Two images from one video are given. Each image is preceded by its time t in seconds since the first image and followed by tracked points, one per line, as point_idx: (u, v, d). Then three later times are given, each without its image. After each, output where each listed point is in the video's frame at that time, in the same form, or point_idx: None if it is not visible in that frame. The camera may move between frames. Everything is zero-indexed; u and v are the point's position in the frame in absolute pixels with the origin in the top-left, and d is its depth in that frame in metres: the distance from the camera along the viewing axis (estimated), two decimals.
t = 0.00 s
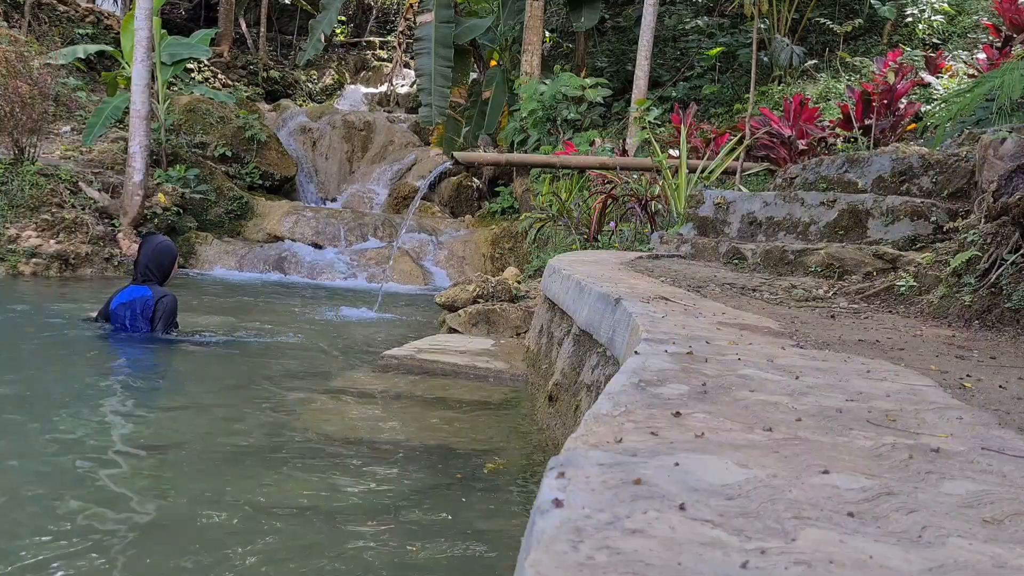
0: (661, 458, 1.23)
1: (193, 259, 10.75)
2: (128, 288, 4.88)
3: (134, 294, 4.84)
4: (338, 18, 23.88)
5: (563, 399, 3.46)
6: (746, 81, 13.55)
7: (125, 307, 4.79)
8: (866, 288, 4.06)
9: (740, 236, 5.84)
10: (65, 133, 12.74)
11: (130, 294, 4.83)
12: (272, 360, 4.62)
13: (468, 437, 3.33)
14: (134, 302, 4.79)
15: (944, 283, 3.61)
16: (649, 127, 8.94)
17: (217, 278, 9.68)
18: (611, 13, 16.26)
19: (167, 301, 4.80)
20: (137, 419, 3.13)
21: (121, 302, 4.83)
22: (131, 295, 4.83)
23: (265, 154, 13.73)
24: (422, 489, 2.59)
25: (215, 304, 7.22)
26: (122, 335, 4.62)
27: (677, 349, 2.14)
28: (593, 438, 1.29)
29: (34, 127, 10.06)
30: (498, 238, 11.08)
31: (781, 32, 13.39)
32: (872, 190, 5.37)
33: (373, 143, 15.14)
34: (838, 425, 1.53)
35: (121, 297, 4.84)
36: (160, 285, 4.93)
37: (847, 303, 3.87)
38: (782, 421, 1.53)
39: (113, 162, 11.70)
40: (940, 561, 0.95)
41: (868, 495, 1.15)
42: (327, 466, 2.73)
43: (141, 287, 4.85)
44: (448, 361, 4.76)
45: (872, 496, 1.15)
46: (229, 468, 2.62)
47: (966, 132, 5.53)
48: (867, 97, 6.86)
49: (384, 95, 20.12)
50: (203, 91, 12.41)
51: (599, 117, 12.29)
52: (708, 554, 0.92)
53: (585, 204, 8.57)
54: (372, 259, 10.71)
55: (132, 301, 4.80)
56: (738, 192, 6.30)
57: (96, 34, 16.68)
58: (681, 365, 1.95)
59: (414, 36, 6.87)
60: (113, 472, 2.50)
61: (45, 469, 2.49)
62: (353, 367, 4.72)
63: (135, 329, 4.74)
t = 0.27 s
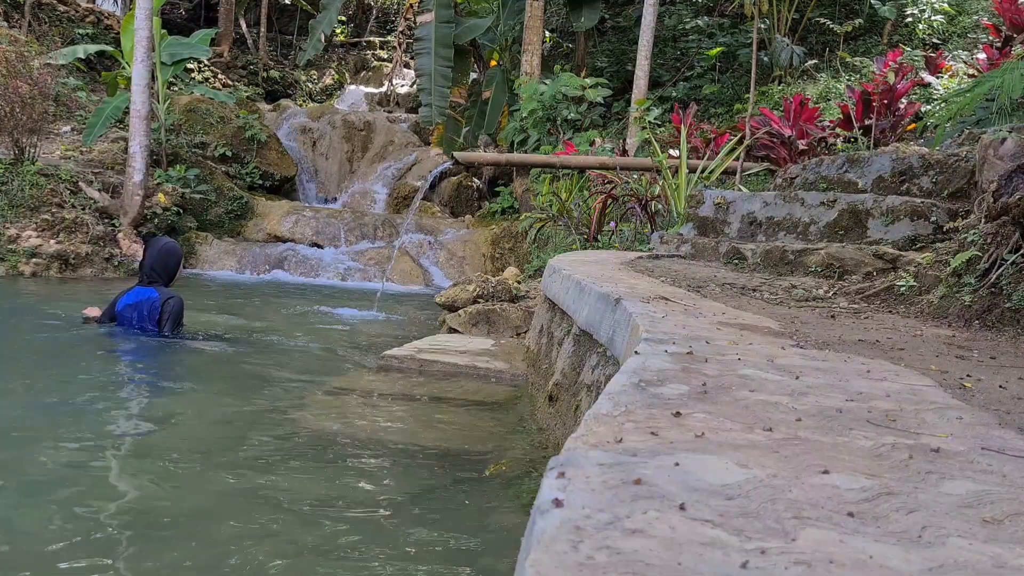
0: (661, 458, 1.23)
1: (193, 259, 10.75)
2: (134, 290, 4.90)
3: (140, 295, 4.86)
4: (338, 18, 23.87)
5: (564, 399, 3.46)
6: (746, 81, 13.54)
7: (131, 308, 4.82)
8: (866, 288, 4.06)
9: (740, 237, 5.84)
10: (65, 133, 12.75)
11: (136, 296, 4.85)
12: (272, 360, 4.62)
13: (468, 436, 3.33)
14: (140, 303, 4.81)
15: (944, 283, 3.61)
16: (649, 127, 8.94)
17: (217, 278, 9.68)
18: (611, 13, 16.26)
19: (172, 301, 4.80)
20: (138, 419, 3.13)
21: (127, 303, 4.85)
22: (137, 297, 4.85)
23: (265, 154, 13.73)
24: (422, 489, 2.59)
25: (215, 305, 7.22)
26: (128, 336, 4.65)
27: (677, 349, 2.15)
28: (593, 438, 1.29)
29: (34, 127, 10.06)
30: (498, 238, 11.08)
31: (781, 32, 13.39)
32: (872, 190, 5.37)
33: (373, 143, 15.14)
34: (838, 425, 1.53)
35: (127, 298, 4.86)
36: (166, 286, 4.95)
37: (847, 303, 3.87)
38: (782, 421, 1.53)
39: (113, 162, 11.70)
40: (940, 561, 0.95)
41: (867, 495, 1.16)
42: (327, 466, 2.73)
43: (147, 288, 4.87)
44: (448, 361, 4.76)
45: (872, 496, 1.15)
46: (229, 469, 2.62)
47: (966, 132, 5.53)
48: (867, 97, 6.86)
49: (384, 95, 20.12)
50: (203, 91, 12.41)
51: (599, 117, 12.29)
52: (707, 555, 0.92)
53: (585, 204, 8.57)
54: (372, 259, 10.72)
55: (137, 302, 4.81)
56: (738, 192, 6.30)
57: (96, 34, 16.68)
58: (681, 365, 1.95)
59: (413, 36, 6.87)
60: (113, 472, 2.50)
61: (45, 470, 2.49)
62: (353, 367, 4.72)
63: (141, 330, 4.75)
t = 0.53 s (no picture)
0: (660, 458, 1.23)
1: (193, 259, 10.75)
2: (140, 289, 4.91)
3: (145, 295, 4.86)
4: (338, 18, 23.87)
5: (564, 399, 3.46)
6: (746, 81, 13.55)
7: (137, 308, 4.82)
8: (866, 288, 4.07)
9: (740, 236, 5.84)
10: (65, 133, 12.74)
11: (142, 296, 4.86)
12: (272, 360, 4.62)
13: (468, 436, 3.33)
14: (145, 303, 4.81)
15: (944, 284, 3.61)
16: (649, 127, 8.94)
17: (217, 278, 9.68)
18: (611, 13, 16.26)
19: (177, 301, 4.80)
20: (138, 419, 3.13)
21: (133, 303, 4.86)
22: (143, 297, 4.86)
23: (265, 154, 13.73)
24: (422, 488, 2.59)
25: (215, 305, 7.22)
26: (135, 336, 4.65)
27: (677, 349, 2.14)
28: (593, 438, 1.29)
29: (34, 127, 10.06)
30: (498, 238, 11.08)
31: (780, 32, 13.40)
32: (872, 190, 5.37)
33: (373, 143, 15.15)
34: (838, 425, 1.53)
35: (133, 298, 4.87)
36: (171, 285, 4.95)
37: (847, 303, 3.87)
38: (782, 421, 1.53)
39: (113, 162, 11.70)
40: (940, 561, 0.95)
41: (868, 495, 1.16)
42: (326, 466, 2.73)
43: (152, 288, 4.87)
44: (448, 361, 4.75)
45: (873, 496, 1.15)
46: (229, 468, 2.62)
47: (966, 133, 5.53)
48: (867, 97, 6.85)
49: (384, 95, 20.12)
50: (203, 91, 12.41)
51: (599, 117, 12.29)
52: (707, 555, 0.92)
53: (585, 204, 8.57)
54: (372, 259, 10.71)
55: (143, 302, 4.82)
56: (738, 192, 6.30)
57: (96, 34, 16.68)
58: (681, 365, 1.95)
59: (413, 36, 6.87)
60: (114, 472, 2.50)
61: (45, 470, 2.49)
62: (353, 367, 4.72)
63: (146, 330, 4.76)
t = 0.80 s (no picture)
0: (660, 458, 1.23)
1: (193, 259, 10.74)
2: (146, 288, 4.91)
3: (152, 294, 4.87)
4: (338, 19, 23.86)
5: (563, 399, 3.46)
6: (746, 81, 13.54)
7: (144, 306, 4.83)
8: (866, 288, 4.07)
9: (741, 236, 5.84)
10: (65, 133, 12.74)
11: (148, 295, 4.87)
12: (272, 360, 4.62)
13: (468, 436, 3.33)
14: (152, 302, 4.82)
15: (944, 283, 3.61)
16: (649, 127, 8.93)
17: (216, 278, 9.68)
18: (611, 13, 16.25)
19: (185, 300, 4.81)
20: (138, 419, 3.12)
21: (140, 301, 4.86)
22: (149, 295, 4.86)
23: (265, 154, 13.73)
24: (422, 488, 2.59)
25: (215, 305, 7.21)
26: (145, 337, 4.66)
27: (677, 349, 2.15)
28: (593, 438, 1.29)
29: (34, 127, 10.06)
30: (498, 238, 11.08)
31: (780, 32, 13.40)
32: (872, 190, 5.37)
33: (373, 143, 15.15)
34: (838, 425, 1.53)
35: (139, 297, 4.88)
36: (177, 283, 4.95)
37: (847, 303, 3.87)
38: (782, 421, 1.53)
39: (113, 162, 11.70)
40: (940, 561, 0.95)
41: (868, 495, 1.16)
42: (326, 466, 2.73)
43: (158, 286, 4.88)
44: (448, 361, 4.75)
45: (872, 496, 1.15)
46: (229, 468, 2.62)
47: (966, 132, 5.53)
48: (867, 96, 6.85)
49: (384, 95, 20.12)
50: (203, 91, 12.40)
51: (599, 117, 12.29)
52: (707, 555, 0.92)
53: (585, 204, 8.57)
54: (372, 259, 10.71)
55: (150, 301, 4.83)
56: (738, 192, 6.30)
57: (96, 34, 16.68)
58: (681, 365, 1.95)
59: (413, 37, 6.87)
60: (114, 472, 2.49)
61: (44, 470, 2.48)
62: (353, 367, 4.72)
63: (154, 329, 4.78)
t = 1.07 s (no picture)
0: (661, 458, 1.23)
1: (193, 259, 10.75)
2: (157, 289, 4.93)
3: (163, 295, 4.89)
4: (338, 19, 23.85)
5: (564, 399, 3.46)
6: (746, 81, 13.53)
7: (155, 307, 4.86)
8: (866, 288, 4.07)
9: (741, 236, 5.84)
10: (65, 133, 12.74)
11: (160, 295, 4.89)
12: (272, 359, 4.62)
13: (469, 436, 3.33)
14: (163, 303, 4.85)
15: (944, 283, 3.61)
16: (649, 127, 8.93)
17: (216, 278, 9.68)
18: (611, 13, 16.25)
19: (195, 301, 4.83)
20: (138, 419, 3.12)
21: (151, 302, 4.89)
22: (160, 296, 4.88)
23: (265, 154, 13.73)
24: (422, 488, 2.59)
25: (214, 305, 7.21)
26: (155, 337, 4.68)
27: (677, 349, 2.15)
28: (593, 438, 1.29)
29: (34, 127, 10.06)
30: (498, 238, 11.08)
31: (780, 32, 13.40)
32: (872, 190, 5.37)
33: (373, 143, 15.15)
34: (838, 425, 1.53)
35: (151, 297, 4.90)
36: (189, 283, 4.97)
37: (847, 303, 3.87)
38: (782, 421, 1.53)
39: (113, 162, 11.70)
40: (939, 561, 0.95)
41: (868, 495, 1.16)
42: (326, 466, 2.73)
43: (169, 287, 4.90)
44: (448, 361, 4.75)
45: (872, 496, 1.15)
46: (229, 468, 2.62)
47: (966, 132, 5.53)
48: (867, 97, 6.85)
49: (384, 95, 20.12)
50: (203, 91, 12.40)
51: (599, 117, 12.29)
52: (707, 555, 0.92)
53: (585, 204, 8.57)
54: (372, 259, 10.71)
55: (161, 301, 4.85)
56: (738, 191, 6.30)
57: (96, 34, 16.68)
58: (681, 365, 1.95)
59: (413, 37, 6.87)
60: (114, 472, 2.49)
61: (43, 470, 2.48)
62: (353, 366, 4.72)
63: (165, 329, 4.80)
